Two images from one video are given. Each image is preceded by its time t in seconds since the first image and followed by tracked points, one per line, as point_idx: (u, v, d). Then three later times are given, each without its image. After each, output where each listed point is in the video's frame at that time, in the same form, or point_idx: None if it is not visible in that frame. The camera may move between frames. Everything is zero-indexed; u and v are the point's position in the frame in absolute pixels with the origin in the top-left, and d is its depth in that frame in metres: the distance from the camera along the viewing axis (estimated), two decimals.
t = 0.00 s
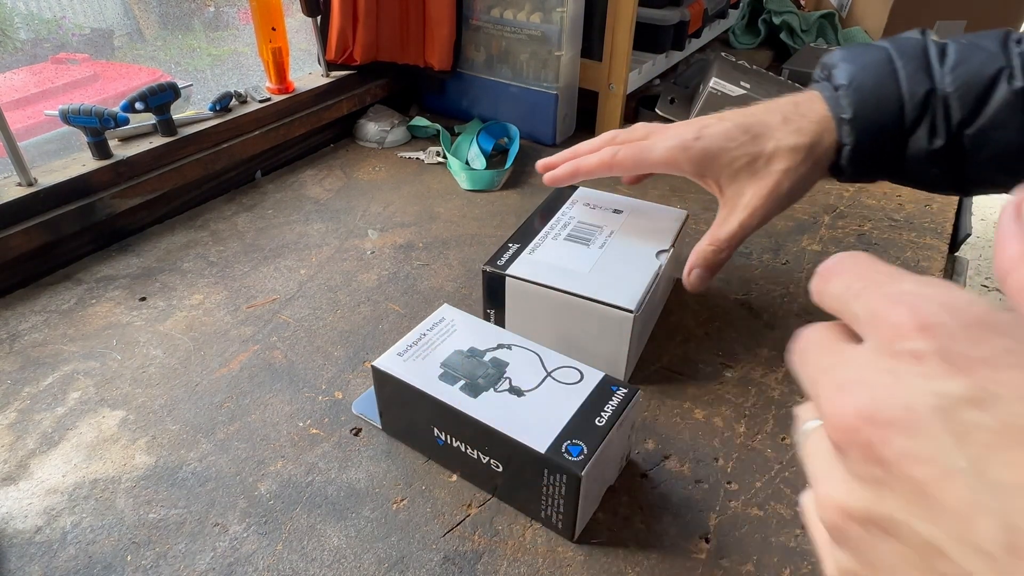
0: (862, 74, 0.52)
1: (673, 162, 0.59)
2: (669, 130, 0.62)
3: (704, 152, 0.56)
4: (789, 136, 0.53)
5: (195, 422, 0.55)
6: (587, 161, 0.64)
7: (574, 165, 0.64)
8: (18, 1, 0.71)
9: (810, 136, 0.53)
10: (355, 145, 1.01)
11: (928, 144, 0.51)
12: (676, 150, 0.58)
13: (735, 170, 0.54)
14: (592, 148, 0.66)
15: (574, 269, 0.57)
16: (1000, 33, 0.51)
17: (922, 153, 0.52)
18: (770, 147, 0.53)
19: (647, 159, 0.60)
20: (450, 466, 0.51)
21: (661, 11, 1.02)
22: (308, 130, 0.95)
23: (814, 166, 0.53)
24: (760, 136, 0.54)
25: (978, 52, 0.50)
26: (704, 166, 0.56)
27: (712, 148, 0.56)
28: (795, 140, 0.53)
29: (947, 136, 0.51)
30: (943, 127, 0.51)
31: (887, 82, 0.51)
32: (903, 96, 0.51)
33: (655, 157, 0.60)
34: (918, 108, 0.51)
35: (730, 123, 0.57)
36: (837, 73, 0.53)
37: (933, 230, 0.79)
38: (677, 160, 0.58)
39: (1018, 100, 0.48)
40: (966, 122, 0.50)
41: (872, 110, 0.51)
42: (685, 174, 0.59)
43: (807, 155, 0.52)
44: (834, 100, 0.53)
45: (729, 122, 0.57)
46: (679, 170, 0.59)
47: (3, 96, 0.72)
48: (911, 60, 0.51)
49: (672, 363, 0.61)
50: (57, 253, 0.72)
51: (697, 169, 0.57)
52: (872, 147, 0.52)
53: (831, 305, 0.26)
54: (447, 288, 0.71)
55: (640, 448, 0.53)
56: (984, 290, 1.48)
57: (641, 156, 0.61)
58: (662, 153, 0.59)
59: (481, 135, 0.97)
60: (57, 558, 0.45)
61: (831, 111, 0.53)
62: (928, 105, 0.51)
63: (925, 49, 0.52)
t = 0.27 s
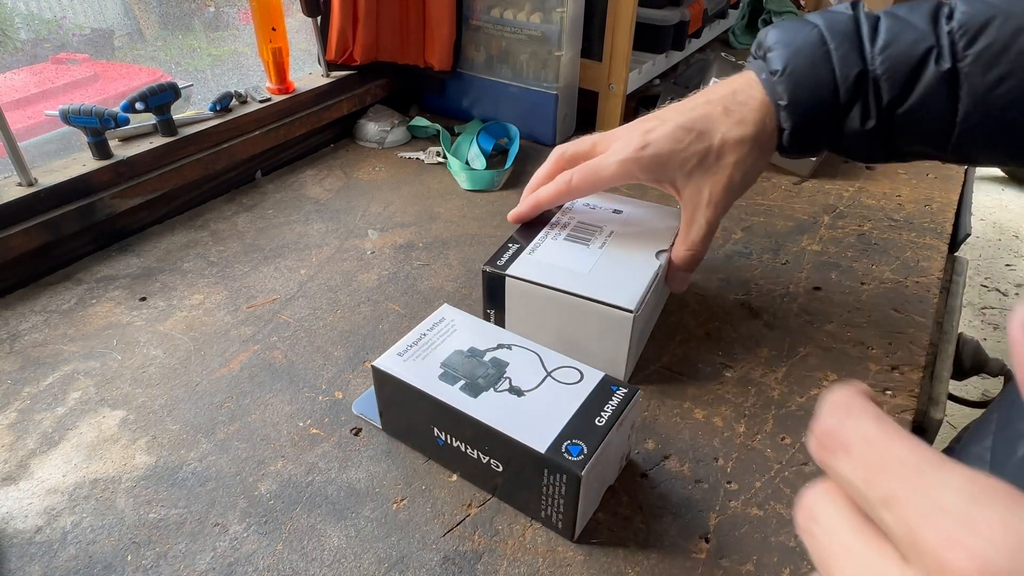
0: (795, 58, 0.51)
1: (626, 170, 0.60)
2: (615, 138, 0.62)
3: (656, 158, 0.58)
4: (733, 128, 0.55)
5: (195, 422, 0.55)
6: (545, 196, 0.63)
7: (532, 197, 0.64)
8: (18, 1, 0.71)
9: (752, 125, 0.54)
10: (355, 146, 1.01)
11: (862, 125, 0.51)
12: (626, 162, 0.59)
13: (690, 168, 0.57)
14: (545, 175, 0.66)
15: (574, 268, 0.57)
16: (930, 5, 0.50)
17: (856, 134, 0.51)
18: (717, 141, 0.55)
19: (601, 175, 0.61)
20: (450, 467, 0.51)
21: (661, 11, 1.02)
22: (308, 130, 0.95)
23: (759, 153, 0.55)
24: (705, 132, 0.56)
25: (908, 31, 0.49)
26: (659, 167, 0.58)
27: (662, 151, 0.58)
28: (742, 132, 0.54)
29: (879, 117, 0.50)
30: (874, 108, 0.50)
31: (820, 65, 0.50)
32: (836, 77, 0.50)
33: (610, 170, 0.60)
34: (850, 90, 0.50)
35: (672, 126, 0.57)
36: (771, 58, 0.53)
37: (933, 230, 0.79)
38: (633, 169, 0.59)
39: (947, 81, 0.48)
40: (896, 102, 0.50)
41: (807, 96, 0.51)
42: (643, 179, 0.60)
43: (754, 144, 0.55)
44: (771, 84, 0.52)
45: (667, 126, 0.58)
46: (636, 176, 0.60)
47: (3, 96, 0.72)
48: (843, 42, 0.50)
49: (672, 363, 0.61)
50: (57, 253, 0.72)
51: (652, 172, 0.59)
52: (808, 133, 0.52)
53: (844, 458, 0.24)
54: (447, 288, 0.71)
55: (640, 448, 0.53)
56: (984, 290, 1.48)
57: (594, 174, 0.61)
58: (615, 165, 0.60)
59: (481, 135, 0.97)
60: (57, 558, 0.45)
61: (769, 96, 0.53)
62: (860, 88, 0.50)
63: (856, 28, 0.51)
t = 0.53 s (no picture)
0: (806, 60, 0.52)
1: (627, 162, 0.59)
2: (618, 132, 0.63)
3: (659, 154, 0.58)
4: (740, 130, 0.56)
5: (195, 422, 0.55)
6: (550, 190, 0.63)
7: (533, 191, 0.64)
8: (18, 2, 0.71)
9: (760, 129, 0.56)
10: (355, 146, 1.01)
11: (875, 128, 0.51)
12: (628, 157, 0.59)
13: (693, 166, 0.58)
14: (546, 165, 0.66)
15: (578, 265, 0.56)
16: (948, 5, 0.49)
17: (869, 137, 0.52)
18: (724, 141, 0.57)
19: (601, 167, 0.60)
20: (450, 467, 0.51)
21: (661, 11, 1.02)
22: (309, 129, 0.95)
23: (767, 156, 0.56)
24: (712, 132, 0.57)
25: (922, 31, 0.49)
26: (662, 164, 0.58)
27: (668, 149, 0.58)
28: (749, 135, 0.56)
29: (893, 119, 0.51)
30: (888, 110, 0.50)
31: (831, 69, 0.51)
32: (847, 79, 0.51)
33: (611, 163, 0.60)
34: (862, 92, 0.50)
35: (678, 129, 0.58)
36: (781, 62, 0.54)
37: (933, 230, 0.79)
38: (635, 163, 0.59)
39: (964, 83, 0.47)
40: (910, 105, 0.49)
41: (816, 98, 0.52)
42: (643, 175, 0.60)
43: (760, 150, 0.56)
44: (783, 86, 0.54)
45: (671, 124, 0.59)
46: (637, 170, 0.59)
47: (3, 96, 0.72)
48: (855, 44, 0.51)
49: (672, 363, 0.61)
50: (57, 253, 0.72)
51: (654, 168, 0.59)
52: (817, 135, 0.53)
53: None
54: (447, 288, 0.71)
55: (640, 448, 0.53)
56: (984, 290, 1.48)
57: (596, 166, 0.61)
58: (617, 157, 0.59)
59: (481, 135, 0.97)
60: (57, 558, 0.45)
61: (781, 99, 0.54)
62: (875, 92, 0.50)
63: (870, 29, 0.51)
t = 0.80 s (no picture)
0: (833, 87, 0.52)
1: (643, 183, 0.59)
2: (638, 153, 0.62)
3: (679, 176, 0.58)
4: (764, 157, 0.56)
5: (195, 422, 0.55)
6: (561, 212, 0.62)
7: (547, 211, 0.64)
8: (18, 2, 0.71)
9: (783, 157, 0.56)
10: (355, 146, 1.01)
11: (907, 156, 0.50)
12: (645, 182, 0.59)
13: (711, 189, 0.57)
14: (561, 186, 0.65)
15: (586, 289, 0.56)
16: (980, 34, 0.49)
17: (901, 165, 0.51)
18: (746, 167, 0.56)
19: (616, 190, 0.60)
20: (450, 466, 0.51)
21: (660, 11, 1.02)
22: (309, 129, 0.95)
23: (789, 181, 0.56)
24: (735, 157, 0.57)
25: (953, 58, 0.49)
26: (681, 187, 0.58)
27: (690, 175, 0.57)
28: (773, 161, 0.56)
29: (925, 147, 0.50)
30: (921, 138, 0.50)
31: (859, 95, 0.51)
32: (876, 105, 0.50)
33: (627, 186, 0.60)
34: (893, 119, 0.50)
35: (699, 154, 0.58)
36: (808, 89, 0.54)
37: (932, 230, 0.79)
38: (655, 183, 0.58)
39: (1001, 110, 0.46)
40: (944, 132, 0.49)
41: (847, 121, 0.51)
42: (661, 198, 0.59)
43: (781, 177, 0.56)
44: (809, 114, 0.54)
45: (692, 149, 0.58)
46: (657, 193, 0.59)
47: (3, 96, 0.72)
48: (885, 71, 0.51)
49: (672, 364, 0.61)
50: (57, 253, 0.72)
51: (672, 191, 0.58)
52: (849, 160, 0.52)
53: None
54: (447, 288, 0.71)
55: (640, 448, 0.53)
56: (984, 290, 1.48)
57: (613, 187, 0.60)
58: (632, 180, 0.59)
59: (481, 135, 0.97)
60: (57, 558, 0.45)
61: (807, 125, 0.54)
62: (905, 120, 0.50)
63: (900, 57, 0.51)
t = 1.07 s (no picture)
0: (952, 40, 0.40)
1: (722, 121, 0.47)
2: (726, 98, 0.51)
3: (764, 111, 0.45)
4: (862, 102, 0.41)
5: (195, 422, 0.55)
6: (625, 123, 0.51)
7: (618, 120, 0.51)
8: (18, 2, 0.71)
9: (888, 102, 0.41)
10: (355, 146, 1.01)
11: None
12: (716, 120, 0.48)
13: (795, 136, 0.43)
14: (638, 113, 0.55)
15: (578, 291, 0.56)
16: None
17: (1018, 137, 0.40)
18: (839, 111, 0.42)
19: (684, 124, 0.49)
20: (450, 466, 0.51)
21: (660, 11, 1.02)
22: (309, 129, 0.95)
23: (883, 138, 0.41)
24: (829, 99, 0.42)
25: None
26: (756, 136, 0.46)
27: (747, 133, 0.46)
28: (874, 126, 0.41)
29: None
30: None
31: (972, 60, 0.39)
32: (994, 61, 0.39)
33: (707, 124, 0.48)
34: (1015, 79, 0.39)
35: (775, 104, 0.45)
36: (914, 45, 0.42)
37: (933, 230, 0.79)
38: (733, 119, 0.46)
39: None
40: None
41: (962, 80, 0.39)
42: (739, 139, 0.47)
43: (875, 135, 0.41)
44: (915, 68, 0.41)
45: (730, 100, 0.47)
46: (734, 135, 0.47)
47: (3, 96, 0.72)
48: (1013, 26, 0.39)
49: (672, 364, 0.61)
50: (57, 253, 0.72)
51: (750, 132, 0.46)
52: (956, 132, 0.40)
53: None
54: (447, 288, 0.71)
55: (640, 447, 0.53)
56: (984, 290, 1.48)
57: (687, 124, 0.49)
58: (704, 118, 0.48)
59: (481, 135, 0.97)
60: (57, 558, 0.45)
61: (909, 78, 0.41)
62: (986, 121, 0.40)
63: None
